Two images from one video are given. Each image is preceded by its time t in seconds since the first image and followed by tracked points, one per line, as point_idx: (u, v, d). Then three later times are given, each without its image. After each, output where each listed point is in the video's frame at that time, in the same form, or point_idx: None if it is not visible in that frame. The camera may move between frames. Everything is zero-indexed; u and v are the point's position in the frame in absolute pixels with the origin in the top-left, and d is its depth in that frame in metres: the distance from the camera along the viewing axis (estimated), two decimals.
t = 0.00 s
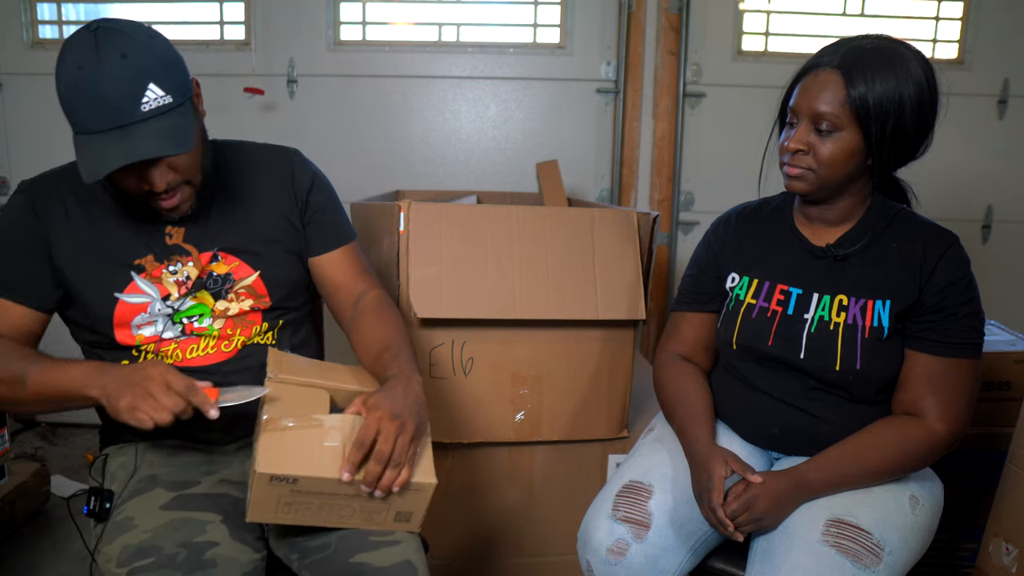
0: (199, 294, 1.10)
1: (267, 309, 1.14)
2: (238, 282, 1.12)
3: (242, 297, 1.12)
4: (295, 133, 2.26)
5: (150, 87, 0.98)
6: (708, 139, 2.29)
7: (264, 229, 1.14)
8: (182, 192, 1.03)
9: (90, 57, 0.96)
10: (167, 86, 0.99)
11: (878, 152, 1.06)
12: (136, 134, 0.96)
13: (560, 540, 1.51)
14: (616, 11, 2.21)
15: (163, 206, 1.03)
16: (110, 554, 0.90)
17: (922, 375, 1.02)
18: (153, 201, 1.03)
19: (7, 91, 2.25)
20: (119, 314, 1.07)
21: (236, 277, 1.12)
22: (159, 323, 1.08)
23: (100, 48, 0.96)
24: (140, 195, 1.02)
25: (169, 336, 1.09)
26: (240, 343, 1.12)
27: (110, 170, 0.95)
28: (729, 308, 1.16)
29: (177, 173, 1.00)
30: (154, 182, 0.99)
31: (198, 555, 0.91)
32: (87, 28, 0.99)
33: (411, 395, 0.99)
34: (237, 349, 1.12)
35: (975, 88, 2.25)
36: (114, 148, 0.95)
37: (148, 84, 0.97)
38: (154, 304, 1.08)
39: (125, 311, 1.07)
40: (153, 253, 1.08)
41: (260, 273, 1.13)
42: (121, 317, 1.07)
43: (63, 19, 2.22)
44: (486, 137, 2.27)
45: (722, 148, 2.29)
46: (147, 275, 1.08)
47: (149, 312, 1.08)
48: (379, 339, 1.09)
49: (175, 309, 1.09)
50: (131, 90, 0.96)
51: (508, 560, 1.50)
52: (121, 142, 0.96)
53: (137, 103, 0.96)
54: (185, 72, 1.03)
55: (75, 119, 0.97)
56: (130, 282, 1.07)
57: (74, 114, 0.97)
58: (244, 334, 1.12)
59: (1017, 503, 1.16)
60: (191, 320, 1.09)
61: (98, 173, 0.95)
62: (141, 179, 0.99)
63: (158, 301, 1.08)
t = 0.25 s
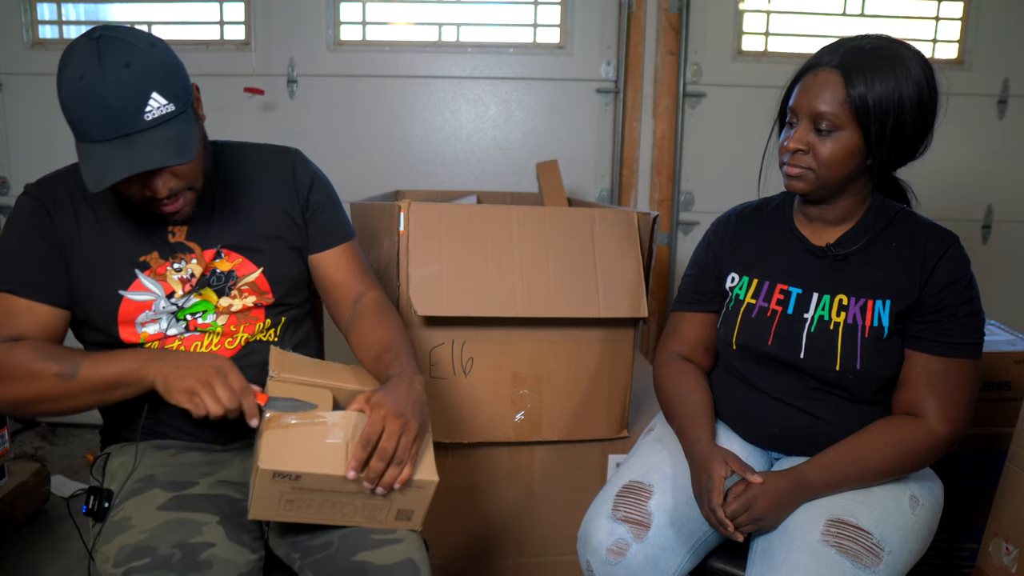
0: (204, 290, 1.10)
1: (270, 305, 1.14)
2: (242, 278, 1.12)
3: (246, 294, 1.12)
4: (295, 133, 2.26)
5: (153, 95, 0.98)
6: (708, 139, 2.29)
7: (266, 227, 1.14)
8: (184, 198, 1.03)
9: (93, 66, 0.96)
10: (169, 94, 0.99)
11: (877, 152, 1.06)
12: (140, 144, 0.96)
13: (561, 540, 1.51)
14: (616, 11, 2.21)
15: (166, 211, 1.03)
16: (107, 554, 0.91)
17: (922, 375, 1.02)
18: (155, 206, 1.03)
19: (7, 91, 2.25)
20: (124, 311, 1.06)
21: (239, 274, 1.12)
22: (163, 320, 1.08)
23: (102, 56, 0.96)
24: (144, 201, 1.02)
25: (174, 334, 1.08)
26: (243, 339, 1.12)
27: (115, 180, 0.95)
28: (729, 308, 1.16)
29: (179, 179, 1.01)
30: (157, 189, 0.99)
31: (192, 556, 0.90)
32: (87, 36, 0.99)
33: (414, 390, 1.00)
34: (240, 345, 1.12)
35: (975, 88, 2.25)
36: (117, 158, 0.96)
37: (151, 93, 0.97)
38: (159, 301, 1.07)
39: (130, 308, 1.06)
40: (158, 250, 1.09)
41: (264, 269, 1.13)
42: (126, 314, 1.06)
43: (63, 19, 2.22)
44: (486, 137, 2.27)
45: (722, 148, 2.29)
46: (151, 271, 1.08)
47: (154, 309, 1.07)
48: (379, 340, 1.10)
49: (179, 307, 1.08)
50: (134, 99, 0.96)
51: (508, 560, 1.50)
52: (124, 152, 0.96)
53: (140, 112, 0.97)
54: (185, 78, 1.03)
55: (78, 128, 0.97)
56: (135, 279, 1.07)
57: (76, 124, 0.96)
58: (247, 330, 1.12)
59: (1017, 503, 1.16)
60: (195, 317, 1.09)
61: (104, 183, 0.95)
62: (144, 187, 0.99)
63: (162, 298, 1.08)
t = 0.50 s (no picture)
0: (211, 289, 1.09)
1: (276, 306, 1.14)
2: (250, 279, 1.11)
3: (253, 294, 1.12)
4: (295, 133, 2.26)
5: (156, 98, 0.97)
6: (708, 139, 2.29)
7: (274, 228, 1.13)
8: (186, 199, 1.03)
9: (98, 66, 0.96)
10: (173, 97, 0.99)
11: (878, 152, 1.06)
12: (140, 147, 0.96)
13: (561, 540, 1.51)
14: (616, 11, 2.21)
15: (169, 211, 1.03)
16: (110, 554, 0.90)
17: (922, 375, 1.02)
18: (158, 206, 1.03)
19: (7, 90, 2.25)
20: (131, 309, 1.06)
21: (248, 274, 1.11)
22: (170, 318, 1.08)
23: (110, 58, 0.96)
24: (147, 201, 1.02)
25: (180, 332, 1.09)
26: (249, 339, 1.12)
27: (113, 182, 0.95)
28: (729, 308, 1.16)
29: (182, 181, 1.00)
30: (159, 190, 0.99)
31: (200, 556, 0.90)
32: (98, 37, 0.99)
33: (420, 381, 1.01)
34: (246, 345, 1.12)
35: (975, 88, 2.25)
36: (117, 160, 0.95)
37: (154, 96, 0.97)
38: (166, 299, 1.07)
39: (137, 306, 1.06)
40: (166, 248, 1.08)
41: (271, 270, 1.13)
42: (133, 311, 1.07)
43: (63, 19, 2.22)
44: (486, 137, 2.27)
45: (722, 148, 2.29)
46: (159, 270, 1.07)
47: (161, 307, 1.07)
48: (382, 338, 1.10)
49: (186, 305, 1.08)
50: (135, 101, 0.96)
51: (508, 560, 1.50)
52: (125, 155, 0.96)
53: (142, 114, 0.96)
54: (193, 81, 1.02)
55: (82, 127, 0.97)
56: (143, 277, 1.07)
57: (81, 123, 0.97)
58: (253, 330, 1.12)
59: (1017, 503, 1.16)
60: (202, 316, 1.09)
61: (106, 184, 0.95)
62: (146, 187, 0.99)
63: (170, 296, 1.08)
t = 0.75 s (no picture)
0: (202, 286, 1.10)
1: (271, 314, 1.13)
2: (244, 283, 1.11)
3: (246, 299, 1.11)
4: (295, 132, 2.26)
5: (102, 97, 0.99)
6: (708, 139, 2.29)
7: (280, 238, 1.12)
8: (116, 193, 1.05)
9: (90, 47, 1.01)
10: (117, 105, 0.99)
11: (879, 152, 1.06)
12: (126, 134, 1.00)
13: (560, 540, 1.50)
14: (616, 11, 2.21)
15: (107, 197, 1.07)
16: (107, 552, 0.91)
17: (923, 375, 1.02)
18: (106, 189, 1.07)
19: (7, 90, 2.24)
20: (123, 295, 1.09)
21: (242, 278, 1.11)
22: (160, 310, 1.09)
23: (128, 45, 1.00)
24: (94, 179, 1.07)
25: (169, 328, 1.09)
26: (240, 344, 1.11)
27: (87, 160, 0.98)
28: (729, 308, 1.16)
29: (103, 176, 1.02)
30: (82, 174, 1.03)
31: (192, 553, 0.90)
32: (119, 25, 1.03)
33: (427, 380, 0.99)
34: (237, 350, 1.11)
35: (975, 88, 2.25)
36: (97, 140, 0.98)
37: (97, 94, 0.99)
38: (156, 288, 1.09)
39: (129, 293, 1.09)
40: (160, 238, 1.10)
41: (266, 277, 1.12)
42: (125, 298, 1.09)
43: (63, 19, 2.22)
44: (486, 137, 2.27)
45: (722, 148, 2.29)
46: (153, 259, 1.09)
47: (151, 296, 1.09)
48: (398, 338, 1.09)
49: (177, 299, 1.09)
50: (85, 91, 0.99)
51: (507, 560, 1.50)
52: (107, 138, 0.99)
53: (83, 104, 0.99)
54: (162, 98, 1.00)
55: (68, 103, 1.01)
56: (137, 265, 1.09)
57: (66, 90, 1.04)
58: (244, 336, 1.11)
59: (1017, 503, 1.16)
60: (192, 314, 1.10)
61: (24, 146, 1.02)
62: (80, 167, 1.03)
63: (160, 286, 1.09)
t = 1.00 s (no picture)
0: (202, 280, 1.10)
1: (270, 314, 1.13)
2: (245, 282, 1.11)
3: (245, 298, 1.11)
4: (294, 133, 2.26)
5: (119, 97, 0.98)
6: (708, 139, 2.29)
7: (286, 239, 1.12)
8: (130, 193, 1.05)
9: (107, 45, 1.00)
10: (134, 104, 0.99)
11: (879, 152, 1.06)
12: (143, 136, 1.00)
13: (560, 539, 1.50)
14: (616, 11, 2.21)
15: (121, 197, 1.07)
16: (105, 550, 0.91)
17: (923, 375, 1.02)
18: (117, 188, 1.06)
19: (7, 91, 2.25)
20: (125, 285, 1.10)
21: (244, 277, 1.11)
22: (160, 301, 1.09)
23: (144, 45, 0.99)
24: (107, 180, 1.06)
25: (168, 319, 1.09)
26: (238, 341, 1.11)
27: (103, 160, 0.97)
28: (730, 308, 1.16)
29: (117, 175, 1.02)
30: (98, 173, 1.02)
31: (187, 552, 0.90)
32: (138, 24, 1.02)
33: (439, 386, 1.00)
34: (235, 346, 1.11)
35: (975, 88, 2.25)
36: (114, 141, 0.98)
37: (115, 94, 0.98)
38: (156, 280, 1.09)
39: (130, 283, 1.09)
40: (165, 232, 1.10)
41: (268, 278, 1.11)
42: (126, 288, 1.10)
43: (63, 19, 2.22)
44: (486, 137, 2.27)
45: (722, 148, 2.29)
46: (155, 251, 1.10)
47: (152, 287, 1.09)
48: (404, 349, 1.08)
49: (176, 291, 1.09)
50: (104, 91, 0.99)
51: (507, 560, 1.50)
52: (124, 138, 0.99)
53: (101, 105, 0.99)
54: (177, 100, 1.00)
55: (87, 103, 1.00)
56: (139, 255, 1.10)
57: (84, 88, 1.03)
58: (243, 334, 1.11)
59: (1017, 503, 1.16)
60: (190, 307, 1.10)
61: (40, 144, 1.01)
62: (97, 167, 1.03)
63: (160, 278, 1.10)
